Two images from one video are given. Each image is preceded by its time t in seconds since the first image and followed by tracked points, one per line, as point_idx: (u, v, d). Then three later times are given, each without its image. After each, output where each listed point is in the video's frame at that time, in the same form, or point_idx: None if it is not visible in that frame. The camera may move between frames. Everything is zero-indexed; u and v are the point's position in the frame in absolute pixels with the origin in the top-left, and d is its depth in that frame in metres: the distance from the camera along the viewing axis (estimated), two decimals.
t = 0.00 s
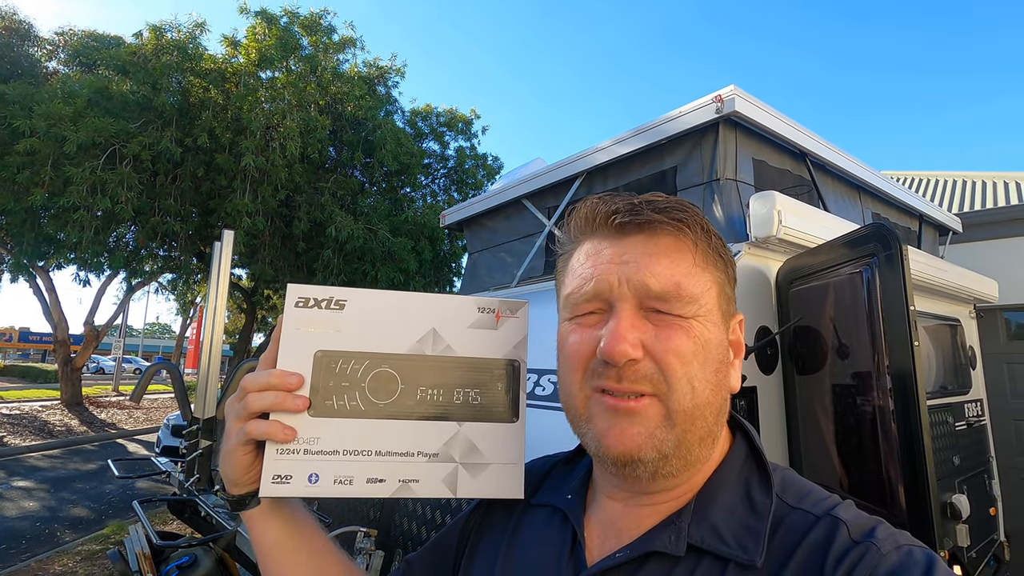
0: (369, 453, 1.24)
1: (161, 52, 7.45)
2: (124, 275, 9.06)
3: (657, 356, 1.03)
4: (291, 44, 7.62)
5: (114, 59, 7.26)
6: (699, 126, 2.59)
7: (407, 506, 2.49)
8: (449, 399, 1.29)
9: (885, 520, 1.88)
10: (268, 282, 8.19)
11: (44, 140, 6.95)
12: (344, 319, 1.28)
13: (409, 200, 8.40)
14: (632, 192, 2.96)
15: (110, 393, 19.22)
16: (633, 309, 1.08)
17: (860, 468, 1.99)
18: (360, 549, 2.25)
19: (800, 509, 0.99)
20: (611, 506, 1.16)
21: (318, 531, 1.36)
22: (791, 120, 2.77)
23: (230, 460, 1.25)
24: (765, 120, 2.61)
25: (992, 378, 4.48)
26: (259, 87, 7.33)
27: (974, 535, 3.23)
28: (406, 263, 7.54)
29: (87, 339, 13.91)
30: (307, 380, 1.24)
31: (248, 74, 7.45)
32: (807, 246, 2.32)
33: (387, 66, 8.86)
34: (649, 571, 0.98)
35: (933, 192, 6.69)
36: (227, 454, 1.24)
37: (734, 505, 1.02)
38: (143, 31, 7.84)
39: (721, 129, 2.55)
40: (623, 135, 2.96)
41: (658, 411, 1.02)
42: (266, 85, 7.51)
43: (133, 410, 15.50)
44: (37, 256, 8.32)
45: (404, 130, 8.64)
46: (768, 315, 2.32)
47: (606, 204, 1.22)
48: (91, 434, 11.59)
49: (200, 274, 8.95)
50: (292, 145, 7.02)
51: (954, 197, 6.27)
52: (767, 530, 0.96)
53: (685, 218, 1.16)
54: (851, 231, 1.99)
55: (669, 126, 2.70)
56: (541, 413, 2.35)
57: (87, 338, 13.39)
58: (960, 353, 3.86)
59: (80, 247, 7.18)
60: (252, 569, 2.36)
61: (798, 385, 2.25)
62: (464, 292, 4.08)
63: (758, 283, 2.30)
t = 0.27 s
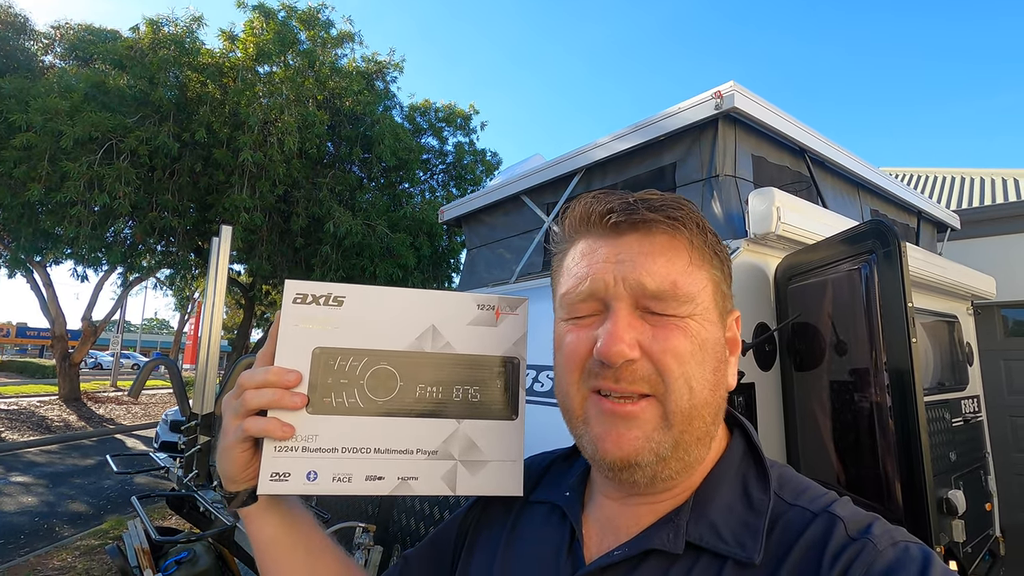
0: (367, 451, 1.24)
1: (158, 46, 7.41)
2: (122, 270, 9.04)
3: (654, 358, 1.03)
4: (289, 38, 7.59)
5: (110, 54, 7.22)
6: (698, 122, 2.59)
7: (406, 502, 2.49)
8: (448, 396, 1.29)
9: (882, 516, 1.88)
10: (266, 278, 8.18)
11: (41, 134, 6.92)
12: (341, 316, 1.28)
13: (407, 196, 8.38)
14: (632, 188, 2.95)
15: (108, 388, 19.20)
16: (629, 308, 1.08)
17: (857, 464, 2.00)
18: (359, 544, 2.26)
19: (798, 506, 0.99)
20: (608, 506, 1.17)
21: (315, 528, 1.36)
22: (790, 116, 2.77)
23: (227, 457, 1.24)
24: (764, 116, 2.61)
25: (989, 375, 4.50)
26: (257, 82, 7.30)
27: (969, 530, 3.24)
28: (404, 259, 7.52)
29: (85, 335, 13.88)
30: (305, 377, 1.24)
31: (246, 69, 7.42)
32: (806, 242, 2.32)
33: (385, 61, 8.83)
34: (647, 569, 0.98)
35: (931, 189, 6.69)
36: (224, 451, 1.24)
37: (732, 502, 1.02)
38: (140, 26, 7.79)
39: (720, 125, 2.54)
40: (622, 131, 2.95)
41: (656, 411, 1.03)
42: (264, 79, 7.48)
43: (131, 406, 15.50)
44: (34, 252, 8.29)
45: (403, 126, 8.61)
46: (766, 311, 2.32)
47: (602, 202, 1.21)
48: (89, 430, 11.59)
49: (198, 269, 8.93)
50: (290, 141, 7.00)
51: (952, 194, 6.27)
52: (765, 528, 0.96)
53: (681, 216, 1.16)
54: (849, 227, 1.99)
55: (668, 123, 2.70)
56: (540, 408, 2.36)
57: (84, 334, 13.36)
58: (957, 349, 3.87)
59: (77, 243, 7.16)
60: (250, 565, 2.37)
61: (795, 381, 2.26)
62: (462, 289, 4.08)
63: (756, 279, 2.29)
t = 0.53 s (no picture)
0: (364, 449, 1.24)
1: (156, 41, 7.38)
2: (120, 266, 9.03)
3: (662, 348, 1.03)
4: (287, 33, 7.56)
5: (108, 48, 7.18)
6: (697, 119, 2.58)
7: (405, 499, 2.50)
8: (443, 393, 1.29)
9: (879, 512, 1.90)
10: (264, 274, 8.18)
11: (38, 129, 6.89)
12: (336, 314, 1.28)
13: (406, 192, 8.37)
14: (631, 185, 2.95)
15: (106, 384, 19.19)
16: (637, 300, 1.08)
17: (854, 460, 2.01)
18: (358, 540, 2.26)
19: (794, 502, 1.00)
20: (607, 501, 1.17)
21: (312, 526, 1.36)
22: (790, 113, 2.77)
23: (222, 456, 1.25)
24: (764, 113, 2.61)
25: (987, 372, 4.51)
26: (255, 77, 7.28)
27: (965, 526, 3.26)
28: (403, 255, 7.51)
29: (83, 331, 13.86)
30: (300, 376, 1.24)
31: (244, 64, 7.39)
32: (805, 240, 2.32)
33: (384, 57, 8.80)
34: (645, 564, 0.98)
35: (930, 186, 6.69)
36: (219, 449, 1.25)
37: (729, 498, 1.03)
38: (138, 20, 7.76)
39: (720, 122, 2.54)
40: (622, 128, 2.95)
41: (663, 401, 1.03)
42: (263, 75, 7.46)
43: (129, 402, 15.49)
44: (32, 247, 8.28)
45: (402, 122, 8.59)
46: (764, 308, 2.32)
47: (610, 194, 1.21)
48: (88, 425, 11.59)
49: (196, 265, 8.92)
50: (288, 137, 6.99)
51: (951, 191, 6.27)
52: (761, 525, 0.97)
53: (689, 209, 1.16)
54: (848, 225, 1.99)
55: (667, 119, 2.70)
56: (539, 405, 2.37)
57: (83, 329, 13.36)
58: (954, 346, 3.88)
59: (75, 238, 7.15)
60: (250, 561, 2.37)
61: (794, 378, 2.27)
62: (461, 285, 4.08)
63: (755, 277, 2.30)
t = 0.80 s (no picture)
0: (361, 458, 1.24)
1: (154, 37, 7.34)
2: (117, 262, 9.00)
3: (648, 344, 1.03)
4: (285, 29, 7.53)
5: (104, 44, 7.15)
6: (697, 119, 2.58)
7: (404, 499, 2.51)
8: (440, 400, 1.29)
9: (876, 513, 1.90)
10: (262, 271, 8.16)
11: (35, 126, 6.86)
12: (331, 321, 1.28)
13: (405, 189, 8.35)
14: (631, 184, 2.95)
15: (104, 380, 19.16)
16: (628, 297, 1.09)
17: (852, 461, 2.01)
18: (356, 539, 2.26)
19: (793, 512, 1.00)
20: (605, 505, 1.18)
21: (308, 532, 1.36)
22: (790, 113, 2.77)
23: (216, 465, 1.25)
24: (764, 113, 2.60)
25: (984, 371, 4.52)
26: (253, 73, 7.25)
27: (961, 525, 3.28)
28: (402, 253, 7.50)
29: (80, 327, 13.82)
30: (295, 385, 1.24)
31: (242, 60, 7.36)
32: (804, 241, 2.32)
33: (383, 53, 8.76)
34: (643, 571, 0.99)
35: (929, 185, 6.69)
36: (212, 458, 1.25)
37: (727, 507, 1.03)
38: (135, 16, 7.72)
39: (719, 122, 2.54)
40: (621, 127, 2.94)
41: (648, 397, 1.03)
42: (261, 71, 7.43)
43: (127, 398, 15.47)
44: (29, 244, 8.25)
45: (400, 118, 8.57)
46: (763, 309, 2.33)
47: (613, 196, 1.23)
48: (85, 422, 11.58)
49: (194, 262, 8.90)
50: (287, 133, 6.96)
51: (949, 190, 6.28)
52: (759, 535, 0.97)
53: (688, 212, 1.16)
54: (847, 227, 1.99)
55: (666, 119, 2.69)
56: (538, 406, 2.37)
57: (80, 326, 13.32)
58: (952, 346, 3.89)
59: (72, 235, 7.12)
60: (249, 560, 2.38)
61: (792, 378, 2.27)
62: (460, 284, 4.08)
63: (754, 277, 2.29)
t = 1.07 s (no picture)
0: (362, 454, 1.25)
1: (152, 32, 7.31)
2: (115, 258, 8.98)
3: (632, 346, 1.04)
4: (284, 25, 7.50)
5: (102, 39, 7.12)
6: (696, 116, 2.59)
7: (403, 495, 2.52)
8: (440, 397, 1.30)
9: (874, 509, 1.92)
10: (261, 268, 8.16)
11: (32, 121, 6.83)
12: (331, 319, 1.28)
13: (403, 185, 8.35)
14: (630, 181, 2.95)
15: (102, 376, 19.14)
16: (611, 299, 1.10)
17: (850, 458, 2.03)
18: (356, 535, 2.27)
19: (789, 506, 1.01)
20: (602, 502, 1.18)
21: (308, 530, 1.37)
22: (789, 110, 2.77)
23: (219, 463, 1.25)
24: (763, 111, 2.61)
25: (981, 369, 4.54)
26: (252, 69, 7.23)
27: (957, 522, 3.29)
28: (401, 250, 7.49)
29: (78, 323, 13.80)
30: (296, 381, 1.24)
31: (240, 56, 7.33)
32: (803, 238, 2.33)
33: (382, 49, 8.74)
34: (641, 565, 1.00)
35: (927, 183, 6.70)
36: (214, 457, 1.25)
37: (724, 501, 1.04)
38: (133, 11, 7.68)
39: (719, 119, 2.54)
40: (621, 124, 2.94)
41: (633, 398, 1.04)
42: (259, 67, 7.41)
43: (125, 394, 15.45)
44: (27, 239, 8.22)
45: (399, 115, 8.55)
46: (761, 306, 2.33)
47: (596, 198, 1.24)
48: (83, 418, 11.57)
49: (192, 258, 8.88)
50: (285, 130, 6.95)
51: (947, 188, 6.30)
52: (756, 529, 0.98)
53: (669, 210, 1.16)
54: (846, 225, 2.00)
55: (666, 116, 2.70)
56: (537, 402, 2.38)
57: (78, 322, 13.30)
58: (949, 343, 3.91)
59: (70, 231, 7.10)
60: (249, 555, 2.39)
61: (790, 375, 2.28)
62: (459, 280, 4.08)
63: (753, 274, 2.30)
